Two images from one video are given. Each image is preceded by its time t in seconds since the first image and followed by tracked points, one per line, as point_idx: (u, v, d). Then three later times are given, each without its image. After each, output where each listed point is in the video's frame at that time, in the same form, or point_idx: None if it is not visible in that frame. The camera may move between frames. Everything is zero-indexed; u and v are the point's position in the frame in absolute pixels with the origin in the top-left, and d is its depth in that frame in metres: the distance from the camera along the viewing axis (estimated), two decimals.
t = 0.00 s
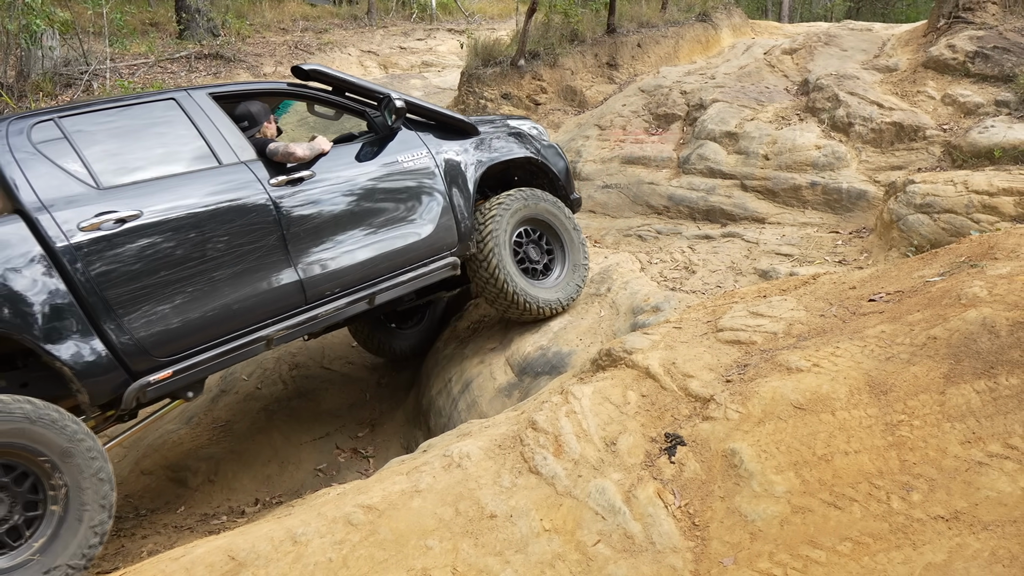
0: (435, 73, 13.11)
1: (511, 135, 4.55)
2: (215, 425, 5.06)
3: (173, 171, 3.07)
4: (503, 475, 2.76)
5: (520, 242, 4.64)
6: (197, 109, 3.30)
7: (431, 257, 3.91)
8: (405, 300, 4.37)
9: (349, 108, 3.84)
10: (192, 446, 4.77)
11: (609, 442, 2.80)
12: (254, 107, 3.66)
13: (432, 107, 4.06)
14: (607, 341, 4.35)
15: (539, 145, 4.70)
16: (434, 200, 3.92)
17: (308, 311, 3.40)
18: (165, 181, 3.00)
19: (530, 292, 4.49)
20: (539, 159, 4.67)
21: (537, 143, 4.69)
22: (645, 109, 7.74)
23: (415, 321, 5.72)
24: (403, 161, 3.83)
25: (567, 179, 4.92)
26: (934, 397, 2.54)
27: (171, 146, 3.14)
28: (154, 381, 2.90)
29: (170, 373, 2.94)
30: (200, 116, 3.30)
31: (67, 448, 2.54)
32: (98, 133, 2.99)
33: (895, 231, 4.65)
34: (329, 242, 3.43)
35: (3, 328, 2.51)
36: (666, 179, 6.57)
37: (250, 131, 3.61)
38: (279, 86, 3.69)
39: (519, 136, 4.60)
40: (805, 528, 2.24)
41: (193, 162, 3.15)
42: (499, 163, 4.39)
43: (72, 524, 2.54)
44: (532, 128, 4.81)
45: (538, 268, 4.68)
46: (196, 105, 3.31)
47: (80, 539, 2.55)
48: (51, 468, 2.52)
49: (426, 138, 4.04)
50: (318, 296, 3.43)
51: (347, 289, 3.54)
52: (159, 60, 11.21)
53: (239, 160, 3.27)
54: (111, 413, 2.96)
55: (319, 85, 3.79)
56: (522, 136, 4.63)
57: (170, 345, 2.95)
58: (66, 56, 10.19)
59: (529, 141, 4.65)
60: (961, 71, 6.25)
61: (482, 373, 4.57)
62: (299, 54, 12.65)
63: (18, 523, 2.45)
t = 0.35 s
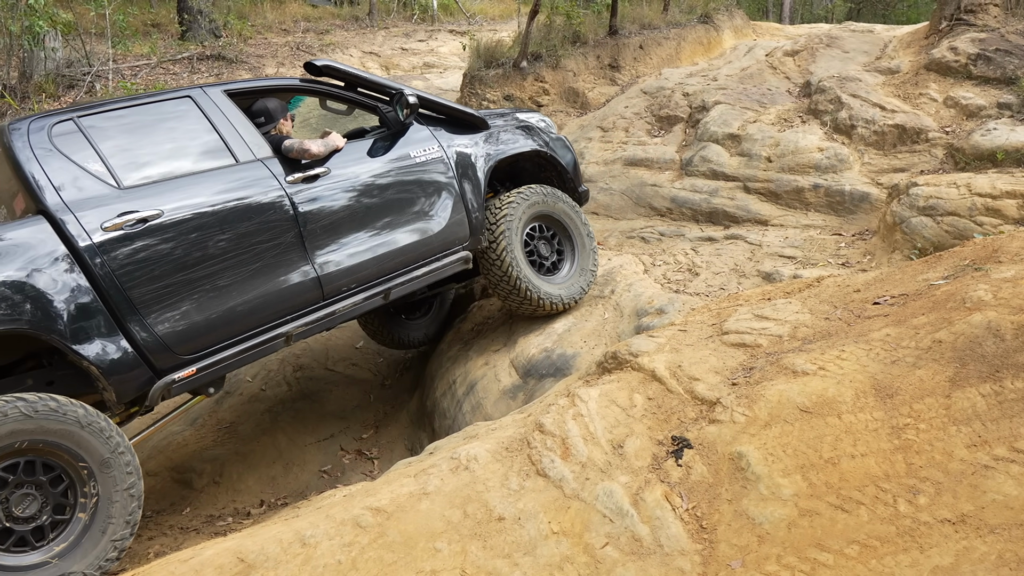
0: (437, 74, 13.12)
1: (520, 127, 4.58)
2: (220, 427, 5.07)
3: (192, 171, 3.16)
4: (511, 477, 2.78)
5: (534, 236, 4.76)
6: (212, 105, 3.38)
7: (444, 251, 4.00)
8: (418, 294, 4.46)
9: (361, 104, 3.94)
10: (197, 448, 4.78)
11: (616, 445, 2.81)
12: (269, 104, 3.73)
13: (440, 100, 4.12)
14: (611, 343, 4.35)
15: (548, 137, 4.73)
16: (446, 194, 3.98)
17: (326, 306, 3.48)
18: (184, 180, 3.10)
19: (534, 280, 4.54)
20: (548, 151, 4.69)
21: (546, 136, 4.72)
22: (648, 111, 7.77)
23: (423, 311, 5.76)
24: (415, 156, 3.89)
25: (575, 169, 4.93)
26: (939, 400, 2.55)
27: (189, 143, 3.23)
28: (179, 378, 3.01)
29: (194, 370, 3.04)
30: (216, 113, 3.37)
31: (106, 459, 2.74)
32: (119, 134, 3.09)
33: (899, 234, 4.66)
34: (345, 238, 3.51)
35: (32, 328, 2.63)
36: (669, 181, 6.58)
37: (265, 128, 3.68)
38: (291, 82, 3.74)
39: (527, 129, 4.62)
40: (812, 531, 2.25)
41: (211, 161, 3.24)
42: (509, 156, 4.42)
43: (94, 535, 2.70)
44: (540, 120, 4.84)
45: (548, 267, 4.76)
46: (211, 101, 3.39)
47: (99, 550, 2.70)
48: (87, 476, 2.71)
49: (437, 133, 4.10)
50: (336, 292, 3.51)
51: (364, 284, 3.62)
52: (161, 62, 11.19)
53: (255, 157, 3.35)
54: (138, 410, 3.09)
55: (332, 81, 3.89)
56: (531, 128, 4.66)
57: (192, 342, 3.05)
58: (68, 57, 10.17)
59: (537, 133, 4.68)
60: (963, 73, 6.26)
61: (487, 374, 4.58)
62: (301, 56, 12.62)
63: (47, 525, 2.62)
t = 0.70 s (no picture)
0: (448, 74, 13.13)
1: (539, 126, 4.60)
2: (233, 426, 5.10)
3: (217, 174, 3.19)
4: (524, 477, 2.79)
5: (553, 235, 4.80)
6: (236, 107, 3.41)
7: (462, 252, 4.03)
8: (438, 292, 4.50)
9: (382, 103, 3.97)
10: (211, 446, 4.82)
11: (629, 446, 2.82)
12: (291, 104, 3.73)
13: (460, 99, 4.12)
14: (623, 344, 4.35)
15: (567, 136, 4.75)
16: (465, 195, 4.01)
17: (349, 309, 3.52)
18: (209, 184, 3.13)
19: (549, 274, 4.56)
20: (567, 149, 4.71)
21: (565, 134, 4.74)
22: (659, 110, 7.77)
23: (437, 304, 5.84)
24: (435, 156, 3.91)
25: (593, 168, 4.95)
26: (954, 402, 2.54)
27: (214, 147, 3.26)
28: (205, 383, 3.06)
29: (220, 375, 3.08)
30: (239, 114, 3.40)
31: (135, 464, 2.78)
32: (145, 137, 3.13)
33: (912, 234, 4.64)
34: (367, 241, 3.54)
35: (63, 334, 2.67)
36: (680, 181, 6.57)
37: (286, 129, 3.69)
38: (313, 81, 3.78)
39: (546, 127, 4.64)
40: (826, 533, 2.24)
41: (235, 163, 3.26)
42: (529, 155, 4.45)
43: (115, 540, 2.72)
44: (559, 119, 4.87)
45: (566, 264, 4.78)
46: (235, 102, 3.42)
47: (118, 555, 2.71)
48: (115, 479, 2.76)
49: (457, 133, 4.12)
50: (357, 295, 3.55)
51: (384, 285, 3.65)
52: (175, 63, 11.26)
53: (278, 159, 3.37)
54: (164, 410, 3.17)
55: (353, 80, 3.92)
56: (551, 127, 4.68)
57: (217, 346, 3.09)
58: (82, 58, 10.25)
59: (557, 132, 4.70)
60: (977, 72, 6.22)
61: (499, 374, 4.58)
62: (312, 56, 12.64)
63: (71, 525, 2.65)
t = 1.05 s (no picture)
0: (452, 75, 13.13)
1: (553, 120, 4.69)
2: (238, 426, 5.12)
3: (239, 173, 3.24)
4: (527, 478, 2.79)
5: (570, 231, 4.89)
6: (256, 105, 3.46)
7: (478, 248, 4.13)
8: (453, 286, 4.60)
9: (399, 99, 4.04)
10: (216, 447, 4.84)
11: (632, 447, 2.82)
12: (310, 100, 3.80)
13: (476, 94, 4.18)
14: (626, 344, 4.36)
15: (581, 130, 4.85)
16: (482, 191, 4.10)
17: (369, 306, 3.62)
18: (233, 184, 3.18)
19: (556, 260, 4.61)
20: (581, 143, 4.81)
21: (578, 128, 4.83)
22: (663, 111, 7.78)
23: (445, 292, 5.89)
24: (452, 153, 3.99)
25: (606, 160, 5.03)
26: (958, 403, 2.54)
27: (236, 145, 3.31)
28: (232, 382, 3.14)
29: (246, 374, 3.17)
30: (261, 113, 3.45)
31: (170, 477, 2.89)
32: (168, 136, 3.18)
33: (917, 235, 4.64)
34: (386, 238, 3.63)
35: (96, 336, 2.74)
36: (684, 181, 6.57)
37: (305, 126, 3.75)
38: (332, 78, 3.86)
39: (560, 121, 4.73)
40: (829, 534, 2.24)
41: (258, 162, 3.32)
42: (544, 149, 4.54)
43: (131, 546, 2.76)
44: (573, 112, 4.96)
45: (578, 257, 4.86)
46: (255, 100, 3.47)
47: (131, 561, 2.74)
48: (148, 488, 2.85)
49: (473, 130, 4.19)
50: (377, 292, 3.64)
51: (403, 281, 3.75)
52: (179, 64, 11.30)
53: (299, 159, 3.43)
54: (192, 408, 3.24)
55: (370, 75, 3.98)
56: (565, 121, 4.77)
57: (243, 344, 3.17)
58: (87, 60, 10.29)
59: (571, 126, 4.79)
60: (982, 72, 6.20)
61: (502, 375, 4.58)
62: (316, 57, 12.65)
63: (96, 522, 2.73)
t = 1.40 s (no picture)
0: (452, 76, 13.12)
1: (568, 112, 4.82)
2: (237, 428, 5.13)
3: (266, 179, 3.37)
4: (524, 482, 2.81)
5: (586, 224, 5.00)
6: (280, 106, 3.56)
7: (495, 245, 4.31)
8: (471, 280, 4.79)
9: (419, 95, 4.17)
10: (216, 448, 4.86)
11: (628, 450, 2.83)
12: (330, 100, 3.82)
13: (493, 89, 4.29)
14: (625, 347, 4.37)
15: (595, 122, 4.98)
16: (500, 186, 4.26)
17: (391, 308, 3.79)
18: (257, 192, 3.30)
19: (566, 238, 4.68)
20: (596, 136, 4.94)
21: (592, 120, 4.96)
22: (662, 112, 7.79)
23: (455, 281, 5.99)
24: (471, 150, 4.12)
25: (618, 151, 5.15)
26: (952, 406, 2.55)
27: (260, 153, 3.41)
28: (263, 387, 3.29)
29: (276, 378, 3.32)
30: (285, 114, 3.57)
31: (201, 497, 3.00)
32: (196, 143, 3.28)
33: (915, 237, 4.65)
34: (407, 240, 3.78)
35: (133, 346, 2.90)
36: (683, 183, 6.57)
37: (325, 125, 3.80)
38: (352, 75, 3.93)
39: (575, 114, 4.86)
40: (823, 538, 2.25)
41: (283, 166, 3.45)
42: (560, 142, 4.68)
43: (140, 550, 2.82)
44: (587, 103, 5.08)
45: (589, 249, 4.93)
46: (278, 101, 3.57)
47: (134, 563, 2.78)
48: (177, 503, 2.95)
49: (491, 125, 4.32)
50: (399, 291, 3.82)
51: (424, 279, 3.92)
52: (180, 66, 11.32)
53: (323, 161, 3.57)
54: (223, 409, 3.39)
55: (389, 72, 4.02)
56: (580, 113, 4.89)
57: (272, 348, 3.33)
58: (88, 61, 10.31)
59: (586, 118, 4.92)
60: (981, 74, 6.20)
61: (501, 378, 4.59)
62: (317, 58, 12.65)
63: (118, 519, 2.83)
